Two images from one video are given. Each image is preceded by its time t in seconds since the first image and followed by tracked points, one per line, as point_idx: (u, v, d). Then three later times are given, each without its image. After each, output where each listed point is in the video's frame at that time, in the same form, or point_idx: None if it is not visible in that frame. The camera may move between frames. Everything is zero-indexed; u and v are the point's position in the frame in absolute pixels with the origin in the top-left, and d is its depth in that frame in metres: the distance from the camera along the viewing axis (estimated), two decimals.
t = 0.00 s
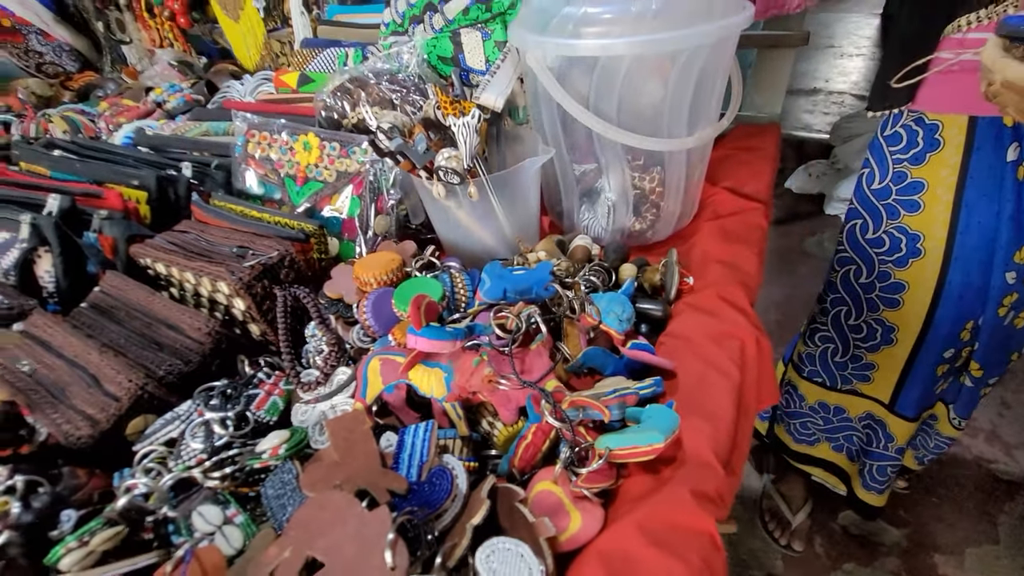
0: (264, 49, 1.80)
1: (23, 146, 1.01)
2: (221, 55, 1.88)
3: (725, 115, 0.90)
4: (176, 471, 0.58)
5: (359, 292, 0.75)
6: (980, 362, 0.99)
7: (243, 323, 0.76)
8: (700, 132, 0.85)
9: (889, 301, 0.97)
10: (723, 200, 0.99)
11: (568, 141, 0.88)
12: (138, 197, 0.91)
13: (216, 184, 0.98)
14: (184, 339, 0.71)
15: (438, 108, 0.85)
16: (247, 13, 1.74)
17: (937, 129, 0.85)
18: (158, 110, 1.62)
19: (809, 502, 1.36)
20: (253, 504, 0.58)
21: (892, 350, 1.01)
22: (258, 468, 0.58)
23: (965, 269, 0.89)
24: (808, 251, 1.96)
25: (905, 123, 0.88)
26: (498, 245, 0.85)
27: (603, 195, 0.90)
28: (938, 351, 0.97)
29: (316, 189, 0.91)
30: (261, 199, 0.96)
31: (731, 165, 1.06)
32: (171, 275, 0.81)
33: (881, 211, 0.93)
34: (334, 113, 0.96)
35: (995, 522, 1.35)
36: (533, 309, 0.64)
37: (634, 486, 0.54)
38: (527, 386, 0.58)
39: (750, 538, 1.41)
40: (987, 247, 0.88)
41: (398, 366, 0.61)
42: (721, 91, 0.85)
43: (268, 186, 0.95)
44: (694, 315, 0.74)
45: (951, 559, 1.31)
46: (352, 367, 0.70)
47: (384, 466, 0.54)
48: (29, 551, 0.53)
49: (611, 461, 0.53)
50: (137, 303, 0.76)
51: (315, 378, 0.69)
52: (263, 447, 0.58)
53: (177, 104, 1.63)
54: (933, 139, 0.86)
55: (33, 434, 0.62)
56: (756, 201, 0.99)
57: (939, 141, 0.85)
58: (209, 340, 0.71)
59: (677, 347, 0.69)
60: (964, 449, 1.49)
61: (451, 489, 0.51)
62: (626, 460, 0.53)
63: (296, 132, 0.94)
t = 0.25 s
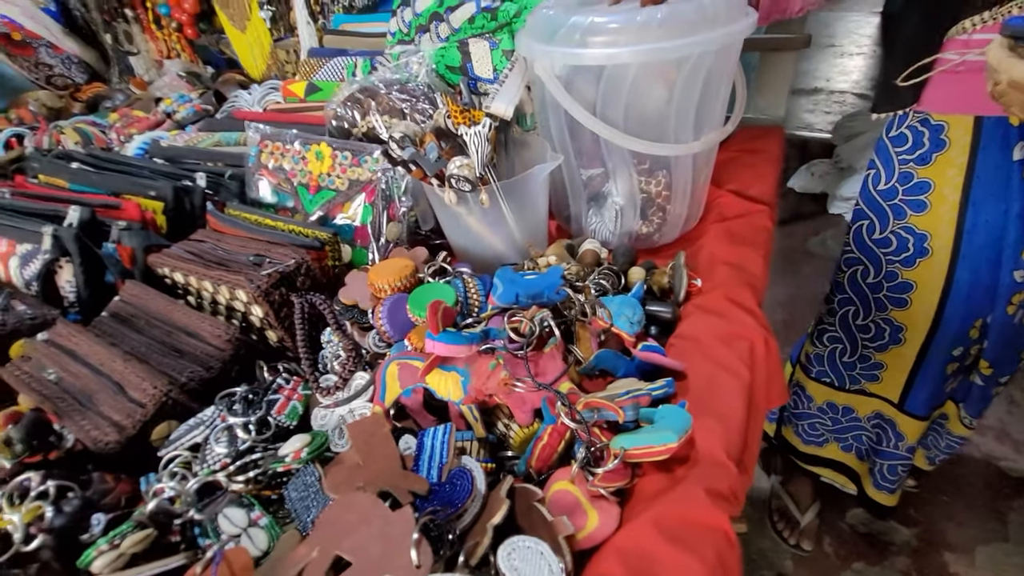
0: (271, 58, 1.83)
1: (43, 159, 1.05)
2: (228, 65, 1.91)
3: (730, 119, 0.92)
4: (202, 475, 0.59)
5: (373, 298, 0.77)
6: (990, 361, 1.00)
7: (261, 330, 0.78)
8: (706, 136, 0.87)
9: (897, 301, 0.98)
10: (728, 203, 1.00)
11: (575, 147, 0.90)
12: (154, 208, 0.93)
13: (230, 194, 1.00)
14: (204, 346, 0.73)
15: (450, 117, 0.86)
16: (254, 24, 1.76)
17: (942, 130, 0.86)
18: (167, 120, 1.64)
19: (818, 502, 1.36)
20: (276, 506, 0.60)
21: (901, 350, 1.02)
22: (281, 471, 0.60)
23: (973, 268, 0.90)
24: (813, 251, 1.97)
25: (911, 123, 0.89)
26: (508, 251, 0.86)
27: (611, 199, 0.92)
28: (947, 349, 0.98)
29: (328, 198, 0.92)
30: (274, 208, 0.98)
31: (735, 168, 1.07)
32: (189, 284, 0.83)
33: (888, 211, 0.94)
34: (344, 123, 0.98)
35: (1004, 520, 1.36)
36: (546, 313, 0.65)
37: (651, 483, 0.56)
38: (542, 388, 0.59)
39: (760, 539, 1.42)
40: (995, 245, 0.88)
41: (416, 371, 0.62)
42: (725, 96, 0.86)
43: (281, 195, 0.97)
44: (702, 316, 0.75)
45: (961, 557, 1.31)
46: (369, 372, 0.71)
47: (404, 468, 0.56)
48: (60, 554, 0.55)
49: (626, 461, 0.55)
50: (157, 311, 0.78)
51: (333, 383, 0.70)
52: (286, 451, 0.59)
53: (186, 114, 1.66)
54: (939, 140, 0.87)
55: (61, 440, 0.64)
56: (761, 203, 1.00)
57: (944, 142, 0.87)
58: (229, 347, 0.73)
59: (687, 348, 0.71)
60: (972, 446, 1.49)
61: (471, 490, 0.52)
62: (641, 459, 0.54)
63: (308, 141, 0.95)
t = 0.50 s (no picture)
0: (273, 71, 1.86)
1: (58, 177, 1.07)
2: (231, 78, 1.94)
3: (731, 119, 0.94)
4: (231, 480, 0.61)
5: (389, 304, 0.78)
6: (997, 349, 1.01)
7: (280, 338, 0.80)
8: (709, 136, 0.89)
9: (903, 293, 0.99)
10: (731, 200, 1.02)
11: (581, 150, 0.92)
12: (171, 224, 0.95)
13: (243, 206, 1.02)
14: (226, 355, 0.75)
15: (459, 126, 0.87)
16: (256, 38, 1.79)
17: (943, 122, 0.88)
18: (173, 135, 1.67)
19: (828, 495, 1.37)
20: (303, 509, 0.62)
21: (908, 341, 1.03)
22: (307, 474, 0.61)
23: (978, 257, 0.92)
24: (814, 245, 1.99)
25: (911, 117, 0.90)
26: (519, 254, 0.88)
27: (616, 200, 0.93)
28: (954, 339, 0.99)
29: (340, 207, 0.95)
30: (287, 218, 1.00)
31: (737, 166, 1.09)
32: (207, 295, 0.85)
33: (891, 204, 0.95)
34: (352, 133, 1.00)
35: (1015, 507, 1.37)
36: (560, 314, 0.67)
37: (670, 476, 0.57)
38: (559, 386, 0.61)
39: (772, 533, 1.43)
40: (998, 234, 0.90)
41: (436, 373, 0.64)
42: (727, 96, 0.88)
43: (293, 206, 0.99)
44: (712, 312, 0.77)
45: (973, 546, 1.32)
46: (389, 376, 0.73)
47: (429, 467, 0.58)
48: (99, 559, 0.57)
49: (645, 454, 0.56)
50: (178, 322, 0.79)
51: (354, 387, 0.71)
52: (312, 454, 0.61)
53: (193, 128, 1.69)
54: (939, 132, 0.89)
55: (92, 450, 0.66)
56: (764, 199, 1.02)
57: (945, 134, 0.88)
58: (251, 356, 0.74)
59: (697, 344, 0.72)
60: (982, 434, 1.51)
61: (496, 487, 0.54)
62: (659, 452, 0.56)
63: (319, 152, 0.98)
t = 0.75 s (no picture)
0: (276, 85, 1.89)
1: (76, 197, 1.10)
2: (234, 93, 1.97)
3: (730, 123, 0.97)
4: (263, 485, 0.64)
5: (405, 311, 0.81)
6: (999, 340, 1.05)
7: (301, 347, 0.83)
8: (709, 141, 0.92)
9: (907, 288, 1.02)
10: (732, 202, 1.05)
11: (584, 157, 0.94)
12: (183, 235, 0.98)
13: (258, 220, 1.05)
14: (250, 365, 0.77)
15: (467, 137, 0.90)
16: (258, 53, 1.83)
17: (940, 120, 0.92)
18: (180, 151, 1.70)
19: (835, 488, 1.40)
20: (333, 511, 0.64)
21: (913, 335, 1.06)
22: (336, 477, 0.64)
23: (979, 251, 0.95)
24: (814, 242, 2.01)
25: (908, 116, 0.94)
26: (528, 259, 0.91)
27: (621, 204, 0.96)
28: (958, 332, 1.02)
29: (353, 219, 0.97)
30: (300, 231, 1.03)
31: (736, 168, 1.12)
32: (227, 308, 0.88)
33: (891, 202, 0.98)
34: (362, 146, 1.03)
35: (1018, 495, 1.39)
36: (573, 318, 0.69)
37: (682, 468, 0.60)
38: (575, 387, 0.63)
39: (781, 527, 1.45)
40: (998, 228, 0.93)
41: (457, 377, 0.67)
42: (726, 101, 0.92)
43: (307, 218, 1.02)
44: (717, 311, 0.80)
45: (979, 535, 1.35)
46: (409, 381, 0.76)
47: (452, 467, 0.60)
48: (142, 564, 0.60)
49: (659, 449, 0.59)
50: (202, 335, 0.82)
51: (377, 393, 0.75)
52: (340, 458, 0.64)
53: (200, 144, 1.72)
54: (937, 130, 0.92)
55: (127, 460, 0.69)
56: (763, 200, 1.05)
57: (943, 131, 0.92)
58: (273, 365, 0.77)
59: (705, 343, 0.75)
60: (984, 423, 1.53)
61: (519, 485, 0.57)
62: (672, 447, 0.59)
63: (330, 166, 1.00)
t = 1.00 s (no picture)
0: (285, 98, 1.93)
1: (97, 213, 1.13)
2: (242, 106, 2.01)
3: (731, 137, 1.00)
4: (290, 491, 0.67)
5: (421, 322, 0.85)
6: (996, 346, 1.08)
7: (320, 358, 0.86)
8: (711, 155, 0.95)
9: (906, 295, 1.05)
10: (733, 212, 1.08)
11: (591, 172, 0.97)
12: (202, 249, 1.01)
13: (274, 234, 1.07)
14: (273, 375, 0.80)
15: (478, 155, 0.94)
16: (266, 67, 1.87)
17: (938, 132, 0.95)
18: (191, 164, 1.74)
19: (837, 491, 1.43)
20: (356, 515, 0.67)
21: (913, 340, 1.09)
22: (359, 483, 0.67)
23: (976, 259, 0.98)
24: (813, 248, 2.05)
25: (907, 128, 0.97)
26: (538, 270, 0.94)
27: (626, 216, 1.00)
28: (957, 337, 1.05)
29: (367, 232, 1.01)
30: (316, 244, 1.06)
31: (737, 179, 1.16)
32: (248, 320, 0.91)
33: (891, 211, 1.01)
34: (374, 161, 1.07)
35: (1017, 495, 1.42)
36: (584, 329, 0.73)
37: (691, 472, 0.63)
38: (587, 395, 0.67)
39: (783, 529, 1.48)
40: (994, 237, 0.97)
41: (474, 387, 0.70)
42: (726, 117, 0.95)
43: (322, 232, 1.05)
44: (721, 320, 0.83)
45: (978, 535, 1.37)
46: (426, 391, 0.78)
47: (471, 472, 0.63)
48: (177, 567, 0.63)
49: (668, 453, 0.62)
50: (224, 347, 0.85)
51: (396, 401, 0.78)
52: (363, 464, 0.67)
53: (210, 157, 1.76)
54: (935, 141, 0.95)
55: (158, 468, 0.73)
56: (763, 211, 1.09)
57: (940, 143, 0.95)
58: (295, 375, 0.80)
59: (709, 351, 0.78)
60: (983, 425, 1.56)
61: (536, 489, 0.60)
62: (681, 451, 0.62)
63: (345, 182, 1.04)
